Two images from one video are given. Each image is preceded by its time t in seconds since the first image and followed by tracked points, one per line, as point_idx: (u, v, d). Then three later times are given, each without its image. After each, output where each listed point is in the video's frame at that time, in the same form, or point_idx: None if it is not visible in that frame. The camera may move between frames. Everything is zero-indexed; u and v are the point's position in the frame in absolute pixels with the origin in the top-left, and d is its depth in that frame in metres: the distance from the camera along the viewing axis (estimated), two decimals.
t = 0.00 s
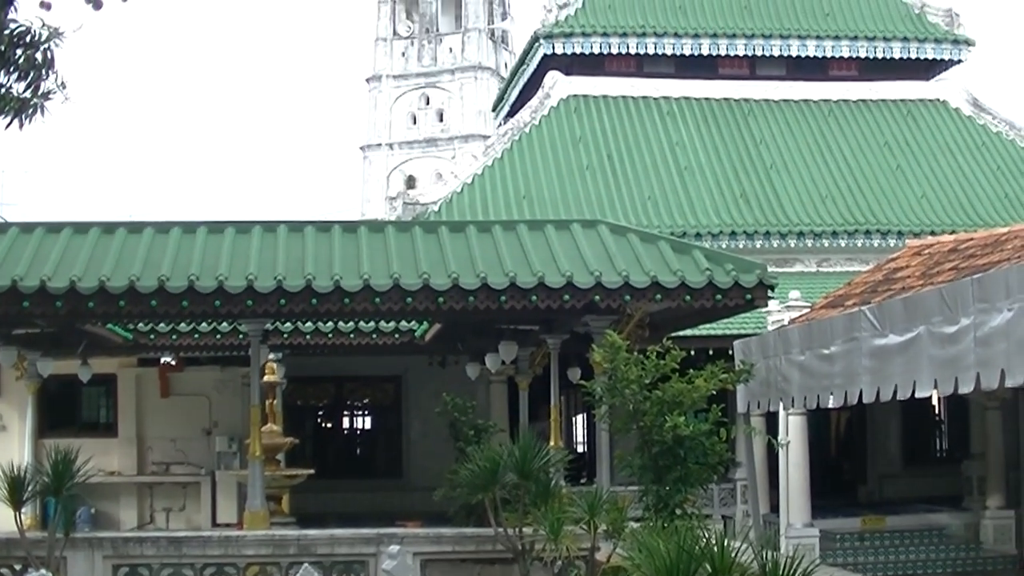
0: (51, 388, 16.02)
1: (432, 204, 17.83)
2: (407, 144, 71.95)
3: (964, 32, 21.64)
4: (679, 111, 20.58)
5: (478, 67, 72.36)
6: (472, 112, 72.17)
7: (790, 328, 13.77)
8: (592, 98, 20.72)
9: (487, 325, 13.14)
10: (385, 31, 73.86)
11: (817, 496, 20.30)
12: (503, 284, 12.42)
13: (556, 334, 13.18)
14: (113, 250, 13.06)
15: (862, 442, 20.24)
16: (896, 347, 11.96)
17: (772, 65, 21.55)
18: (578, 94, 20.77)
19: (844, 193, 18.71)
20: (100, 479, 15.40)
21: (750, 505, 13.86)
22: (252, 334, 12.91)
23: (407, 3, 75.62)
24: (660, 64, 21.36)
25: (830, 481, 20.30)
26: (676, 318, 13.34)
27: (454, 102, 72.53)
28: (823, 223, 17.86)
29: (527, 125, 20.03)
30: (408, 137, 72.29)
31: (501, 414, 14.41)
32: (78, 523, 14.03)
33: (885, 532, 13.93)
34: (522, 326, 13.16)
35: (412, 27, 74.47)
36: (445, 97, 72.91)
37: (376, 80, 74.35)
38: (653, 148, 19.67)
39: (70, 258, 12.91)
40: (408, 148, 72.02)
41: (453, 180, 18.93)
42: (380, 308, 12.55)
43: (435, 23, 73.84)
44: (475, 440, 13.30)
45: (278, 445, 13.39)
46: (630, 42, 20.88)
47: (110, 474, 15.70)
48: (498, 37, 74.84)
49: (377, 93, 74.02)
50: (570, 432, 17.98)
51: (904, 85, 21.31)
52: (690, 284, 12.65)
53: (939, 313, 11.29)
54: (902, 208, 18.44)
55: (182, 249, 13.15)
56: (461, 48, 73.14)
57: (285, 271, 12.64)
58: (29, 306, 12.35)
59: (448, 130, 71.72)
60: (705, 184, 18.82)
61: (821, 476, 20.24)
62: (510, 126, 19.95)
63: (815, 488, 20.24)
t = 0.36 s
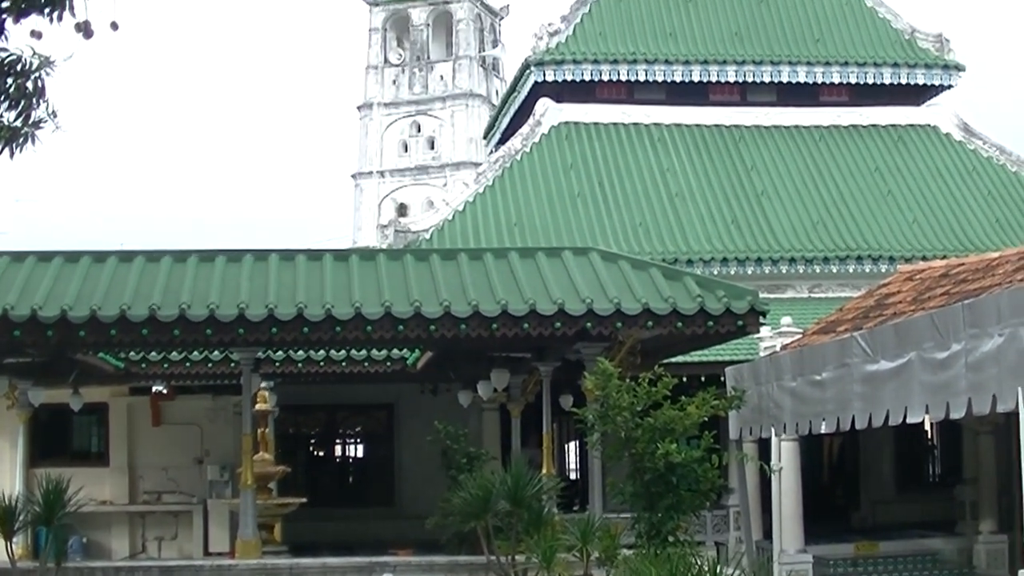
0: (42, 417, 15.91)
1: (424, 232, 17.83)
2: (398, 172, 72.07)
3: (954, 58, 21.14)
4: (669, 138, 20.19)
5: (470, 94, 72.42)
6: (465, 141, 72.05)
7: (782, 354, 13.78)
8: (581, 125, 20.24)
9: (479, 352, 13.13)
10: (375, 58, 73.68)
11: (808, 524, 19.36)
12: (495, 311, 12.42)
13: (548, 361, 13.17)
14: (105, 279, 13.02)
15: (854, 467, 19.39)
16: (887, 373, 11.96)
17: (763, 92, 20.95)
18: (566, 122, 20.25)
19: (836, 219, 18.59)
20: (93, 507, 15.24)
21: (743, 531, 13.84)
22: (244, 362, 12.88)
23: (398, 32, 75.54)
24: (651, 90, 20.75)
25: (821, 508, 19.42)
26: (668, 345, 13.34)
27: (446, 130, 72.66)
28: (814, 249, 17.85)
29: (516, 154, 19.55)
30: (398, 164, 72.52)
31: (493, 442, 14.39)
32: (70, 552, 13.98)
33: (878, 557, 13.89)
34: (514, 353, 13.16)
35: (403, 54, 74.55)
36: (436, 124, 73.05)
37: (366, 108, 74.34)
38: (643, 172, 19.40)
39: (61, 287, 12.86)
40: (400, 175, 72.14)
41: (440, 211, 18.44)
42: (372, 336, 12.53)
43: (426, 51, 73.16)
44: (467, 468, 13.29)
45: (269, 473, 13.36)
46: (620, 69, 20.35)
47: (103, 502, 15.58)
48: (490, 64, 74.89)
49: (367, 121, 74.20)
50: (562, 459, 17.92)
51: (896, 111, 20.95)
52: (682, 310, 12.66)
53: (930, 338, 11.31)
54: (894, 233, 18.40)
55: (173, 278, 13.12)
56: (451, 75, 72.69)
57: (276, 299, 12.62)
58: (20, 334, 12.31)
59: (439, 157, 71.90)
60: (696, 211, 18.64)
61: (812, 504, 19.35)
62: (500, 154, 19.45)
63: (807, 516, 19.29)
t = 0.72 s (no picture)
0: (32, 433, 15.95)
1: (415, 250, 17.84)
2: (389, 189, 72.08)
3: (945, 76, 21.21)
4: (659, 156, 20.17)
5: (461, 112, 72.90)
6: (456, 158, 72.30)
7: (771, 373, 13.81)
8: (572, 143, 20.20)
9: (469, 370, 13.14)
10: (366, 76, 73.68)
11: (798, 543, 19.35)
12: (485, 329, 12.42)
13: (538, 379, 13.19)
14: (95, 295, 12.97)
15: (844, 485, 19.38)
16: (878, 392, 11.97)
17: (754, 110, 21.01)
18: (557, 140, 20.23)
19: (827, 238, 18.61)
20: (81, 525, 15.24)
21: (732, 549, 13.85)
22: (234, 379, 12.88)
23: (388, 49, 75.47)
24: (641, 107, 20.77)
25: (811, 527, 19.41)
26: (658, 363, 13.34)
27: (437, 148, 72.67)
28: (805, 267, 17.89)
29: (507, 171, 19.58)
30: (389, 181, 72.48)
31: (484, 460, 14.40)
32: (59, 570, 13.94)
33: None
34: (504, 370, 13.20)
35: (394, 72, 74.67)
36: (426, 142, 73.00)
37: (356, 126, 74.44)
38: (635, 189, 19.44)
39: (51, 303, 12.80)
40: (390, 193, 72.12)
41: (431, 229, 18.47)
42: (362, 353, 12.53)
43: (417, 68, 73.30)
44: (457, 485, 13.32)
45: (258, 490, 13.33)
46: (611, 87, 20.40)
47: (91, 519, 15.61)
48: (480, 82, 75.23)
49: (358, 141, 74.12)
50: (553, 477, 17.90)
51: (887, 128, 20.98)
52: (671, 328, 12.66)
53: (920, 357, 11.32)
54: (885, 252, 18.42)
55: (164, 294, 13.08)
56: (443, 93, 73.19)
57: (266, 316, 12.60)
58: (10, 351, 12.27)
59: (429, 176, 71.92)
60: (687, 229, 18.67)
61: (801, 523, 19.34)
62: (490, 172, 19.45)
63: (796, 535, 19.29)
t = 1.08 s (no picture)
0: (27, 453, 15.77)
1: (409, 268, 17.84)
2: (382, 207, 72.68)
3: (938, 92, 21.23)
4: (653, 172, 20.19)
5: (454, 130, 73.37)
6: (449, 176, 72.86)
7: (766, 390, 13.84)
8: (565, 161, 20.21)
9: (464, 388, 13.14)
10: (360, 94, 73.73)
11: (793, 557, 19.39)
12: (480, 347, 12.42)
13: (532, 397, 13.19)
14: (89, 315, 12.91)
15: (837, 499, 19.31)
16: (872, 408, 11.97)
17: (747, 126, 21.04)
18: (550, 158, 20.20)
19: (821, 254, 18.64)
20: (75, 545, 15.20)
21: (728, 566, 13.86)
22: (229, 398, 12.86)
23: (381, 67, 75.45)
24: (634, 124, 20.78)
25: (806, 541, 19.43)
26: (653, 380, 13.35)
27: (430, 166, 73.33)
28: (799, 283, 17.93)
29: (500, 189, 19.55)
30: (382, 199, 72.99)
31: (478, 478, 14.41)
32: None
33: None
34: (499, 389, 13.24)
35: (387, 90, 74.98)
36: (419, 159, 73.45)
37: (349, 144, 74.95)
38: (629, 206, 19.46)
39: (45, 323, 12.74)
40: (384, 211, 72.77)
41: (425, 246, 18.45)
42: (356, 371, 12.51)
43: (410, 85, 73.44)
44: (452, 504, 13.38)
45: (253, 510, 13.27)
46: (604, 104, 20.41)
47: (86, 539, 15.56)
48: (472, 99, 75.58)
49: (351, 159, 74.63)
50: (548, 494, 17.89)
51: (880, 143, 21.02)
52: (666, 344, 12.66)
53: (914, 373, 11.33)
54: (879, 267, 18.45)
55: (158, 314, 13.04)
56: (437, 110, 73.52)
57: (260, 335, 12.58)
58: (4, 371, 12.21)
59: (422, 194, 72.26)
60: (681, 245, 18.69)
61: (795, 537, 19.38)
62: (485, 190, 19.40)
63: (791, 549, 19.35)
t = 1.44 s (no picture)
0: (22, 466, 16.06)
1: (404, 281, 17.85)
2: (377, 219, 73.40)
3: (933, 104, 21.26)
4: (648, 184, 20.21)
5: (449, 143, 73.44)
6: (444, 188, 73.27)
7: (760, 402, 13.85)
8: (560, 173, 20.24)
9: (460, 400, 13.15)
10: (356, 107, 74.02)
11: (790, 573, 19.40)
12: (475, 359, 12.43)
13: (527, 409, 13.20)
14: (83, 328, 12.90)
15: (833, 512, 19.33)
16: (867, 420, 11.98)
17: (741, 138, 21.03)
18: (546, 170, 20.26)
19: (816, 265, 18.66)
20: (70, 558, 15.22)
21: None
22: (224, 411, 12.87)
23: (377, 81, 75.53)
24: (630, 137, 20.78)
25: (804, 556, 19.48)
26: (648, 392, 13.36)
27: (426, 179, 73.64)
28: (793, 294, 17.96)
29: (496, 202, 19.57)
30: (377, 212, 73.88)
31: (473, 490, 14.42)
32: None
33: None
34: (494, 401, 13.27)
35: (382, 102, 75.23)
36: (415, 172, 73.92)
37: (344, 157, 75.31)
38: (624, 218, 19.49)
39: (40, 336, 12.72)
40: (380, 224, 73.40)
41: (420, 259, 18.46)
42: (351, 384, 12.52)
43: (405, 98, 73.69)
44: (448, 516, 13.30)
45: (249, 522, 13.24)
46: (599, 116, 20.41)
47: (81, 552, 15.58)
48: (468, 113, 75.50)
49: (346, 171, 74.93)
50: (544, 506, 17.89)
51: (876, 155, 21.05)
52: (661, 356, 12.67)
53: (909, 385, 11.33)
54: (874, 279, 18.47)
55: (153, 327, 13.03)
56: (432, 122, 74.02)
57: (256, 347, 12.59)
58: None
59: (417, 207, 73.02)
60: (676, 258, 18.71)
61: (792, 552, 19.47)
62: (480, 203, 19.40)
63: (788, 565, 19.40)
